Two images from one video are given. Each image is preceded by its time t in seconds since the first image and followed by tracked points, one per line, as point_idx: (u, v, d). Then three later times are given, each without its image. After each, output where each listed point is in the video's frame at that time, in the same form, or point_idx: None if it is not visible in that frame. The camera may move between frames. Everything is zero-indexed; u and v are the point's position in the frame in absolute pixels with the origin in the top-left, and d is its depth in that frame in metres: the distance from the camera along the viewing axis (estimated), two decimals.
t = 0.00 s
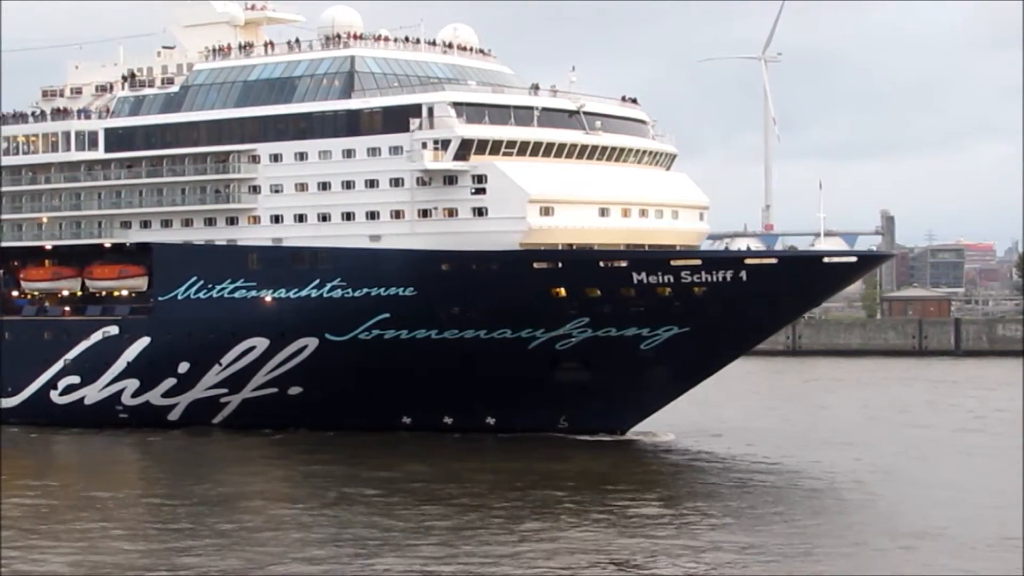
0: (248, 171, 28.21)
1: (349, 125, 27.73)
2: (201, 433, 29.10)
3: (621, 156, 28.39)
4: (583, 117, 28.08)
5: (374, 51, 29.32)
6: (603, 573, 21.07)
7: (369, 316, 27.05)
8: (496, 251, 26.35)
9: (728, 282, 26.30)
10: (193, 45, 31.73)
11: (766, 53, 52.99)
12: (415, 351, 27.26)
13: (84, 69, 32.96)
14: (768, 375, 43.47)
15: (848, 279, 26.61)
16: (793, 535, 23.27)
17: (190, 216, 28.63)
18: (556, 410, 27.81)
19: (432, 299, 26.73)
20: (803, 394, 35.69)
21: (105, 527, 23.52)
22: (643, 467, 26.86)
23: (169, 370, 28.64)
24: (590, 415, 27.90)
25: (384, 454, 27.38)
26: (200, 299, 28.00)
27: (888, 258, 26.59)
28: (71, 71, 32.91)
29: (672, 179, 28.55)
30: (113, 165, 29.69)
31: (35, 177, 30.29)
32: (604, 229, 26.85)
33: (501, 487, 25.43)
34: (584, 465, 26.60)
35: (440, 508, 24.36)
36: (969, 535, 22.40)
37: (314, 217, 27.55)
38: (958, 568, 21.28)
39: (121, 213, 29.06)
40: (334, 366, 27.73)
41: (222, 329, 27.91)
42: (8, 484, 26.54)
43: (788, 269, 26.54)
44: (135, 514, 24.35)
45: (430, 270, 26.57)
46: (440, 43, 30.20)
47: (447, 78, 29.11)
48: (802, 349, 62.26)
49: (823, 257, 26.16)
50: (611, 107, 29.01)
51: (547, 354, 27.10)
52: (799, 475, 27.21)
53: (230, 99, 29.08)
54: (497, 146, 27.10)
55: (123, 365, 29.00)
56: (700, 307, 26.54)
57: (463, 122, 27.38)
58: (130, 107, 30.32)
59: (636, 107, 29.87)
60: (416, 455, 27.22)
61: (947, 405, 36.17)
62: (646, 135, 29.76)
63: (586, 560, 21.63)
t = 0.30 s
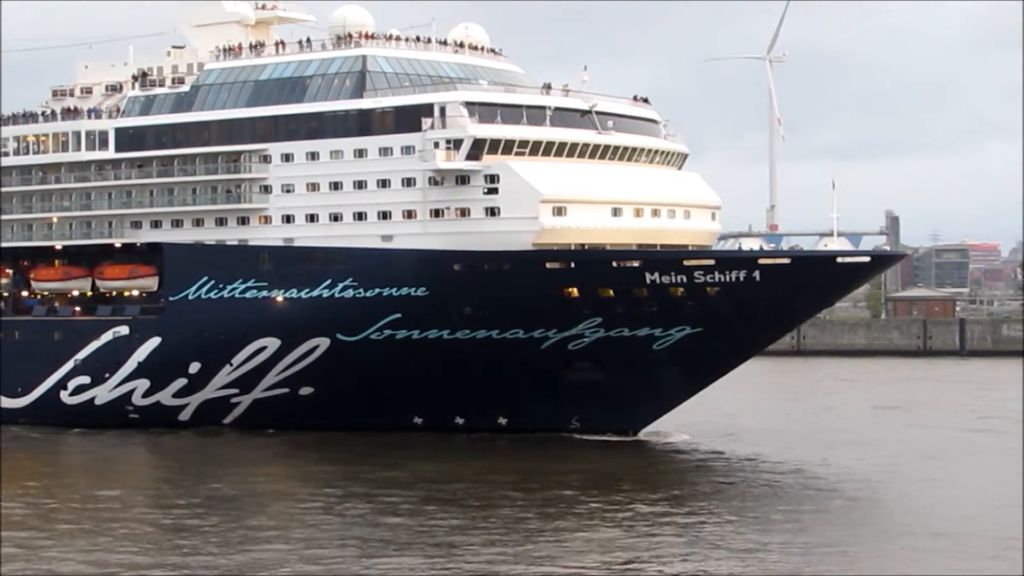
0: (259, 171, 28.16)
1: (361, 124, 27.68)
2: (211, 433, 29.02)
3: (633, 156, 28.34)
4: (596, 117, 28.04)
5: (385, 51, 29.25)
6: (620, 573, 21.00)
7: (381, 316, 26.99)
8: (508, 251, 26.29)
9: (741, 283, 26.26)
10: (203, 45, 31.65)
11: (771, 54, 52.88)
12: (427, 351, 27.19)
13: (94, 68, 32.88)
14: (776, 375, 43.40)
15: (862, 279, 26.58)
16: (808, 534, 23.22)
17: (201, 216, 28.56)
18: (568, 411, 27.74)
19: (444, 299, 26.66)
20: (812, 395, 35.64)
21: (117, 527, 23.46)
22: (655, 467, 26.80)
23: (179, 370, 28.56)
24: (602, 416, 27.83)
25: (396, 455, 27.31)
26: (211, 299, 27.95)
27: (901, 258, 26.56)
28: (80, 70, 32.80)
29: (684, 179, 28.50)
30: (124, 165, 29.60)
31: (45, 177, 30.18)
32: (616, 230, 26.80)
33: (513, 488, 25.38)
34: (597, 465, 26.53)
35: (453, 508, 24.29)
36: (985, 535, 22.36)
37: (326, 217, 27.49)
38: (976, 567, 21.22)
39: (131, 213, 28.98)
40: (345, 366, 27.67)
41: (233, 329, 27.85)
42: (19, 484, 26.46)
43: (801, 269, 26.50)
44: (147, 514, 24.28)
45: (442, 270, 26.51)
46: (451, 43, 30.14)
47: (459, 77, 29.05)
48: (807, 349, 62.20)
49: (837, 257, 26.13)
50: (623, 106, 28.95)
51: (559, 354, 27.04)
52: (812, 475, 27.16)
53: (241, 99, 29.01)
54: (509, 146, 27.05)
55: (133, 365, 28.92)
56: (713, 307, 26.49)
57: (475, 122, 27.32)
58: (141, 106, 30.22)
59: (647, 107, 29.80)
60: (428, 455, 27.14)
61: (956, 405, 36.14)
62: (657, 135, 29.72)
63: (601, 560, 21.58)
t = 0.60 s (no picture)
0: (271, 171, 28.10)
1: (373, 124, 27.62)
2: (222, 433, 28.95)
3: (645, 156, 28.29)
4: (608, 117, 27.99)
5: (397, 50, 29.18)
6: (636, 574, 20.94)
7: (393, 316, 26.93)
8: (521, 251, 26.24)
9: (755, 283, 26.21)
10: (214, 45, 31.56)
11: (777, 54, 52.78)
12: (440, 351, 27.13)
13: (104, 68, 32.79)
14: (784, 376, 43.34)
15: (875, 279, 26.53)
16: (822, 535, 23.17)
17: (212, 216, 28.51)
18: (580, 411, 27.67)
19: (457, 299, 26.61)
20: (822, 395, 35.59)
21: (130, 528, 23.41)
22: (668, 467, 26.74)
23: (191, 370, 28.50)
24: (615, 416, 27.76)
25: (408, 455, 27.24)
26: (223, 299, 27.88)
27: (915, 258, 26.51)
28: (90, 70, 32.71)
29: (696, 178, 28.45)
30: (135, 165, 29.53)
31: (56, 177, 30.11)
32: (629, 230, 26.74)
33: (526, 488, 25.33)
34: (610, 466, 26.48)
35: (467, 508, 24.23)
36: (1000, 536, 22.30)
37: (338, 217, 27.43)
38: (993, 568, 21.17)
39: (142, 213, 28.93)
40: (357, 366, 27.60)
41: (244, 329, 27.79)
42: (31, 485, 26.41)
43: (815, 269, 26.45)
44: (160, 514, 24.23)
45: (455, 270, 26.45)
46: (463, 43, 30.07)
47: (471, 77, 28.99)
48: (813, 350, 62.11)
49: (851, 257, 26.08)
50: (635, 106, 28.88)
51: (572, 354, 26.98)
52: (824, 476, 27.11)
53: (253, 99, 28.93)
54: (521, 146, 26.99)
55: (144, 365, 28.86)
56: (727, 307, 26.44)
57: (488, 122, 27.26)
58: (151, 106, 30.15)
59: (659, 106, 29.73)
60: (440, 456, 27.08)
61: (966, 405, 36.09)
62: (669, 135, 29.67)
63: (617, 561, 21.54)
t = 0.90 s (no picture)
0: (284, 171, 28.05)
1: (387, 124, 27.55)
2: (235, 434, 28.88)
3: (659, 156, 28.24)
4: (622, 117, 27.94)
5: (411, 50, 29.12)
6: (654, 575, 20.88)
7: (407, 316, 26.88)
8: (536, 251, 26.18)
9: (770, 283, 26.17)
10: (226, 44, 31.48)
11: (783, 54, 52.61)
12: (453, 352, 27.07)
13: (116, 68, 32.71)
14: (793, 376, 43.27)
15: (891, 279, 26.48)
16: (839, 534, 23.11)
17: (225, 216, 28.46)
18: (594, 411, 27.60)
19: (471, 298, 26.55)
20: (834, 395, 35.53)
21: (146, 528, 23.35)
22: (683, 468, 26.67)
23: (204, 370, 28.44)
24: (630, 416, 27.67)
25: (423, 455, 27.18)
26: (236, 299, 27.83)
27: (931, 257, 26.46)
28: (102, 69, 32.61)
29: (711, 178, 28.39)
30: (148, 164, 29.47)
31: (68, 177, 30.04)
32: (644, 229, 26.69)
33: (541, 488, 25.26)
34: (625, 466, 26.42)
35: (483, 509, 24.17)
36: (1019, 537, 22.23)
37: (352, 217, 27.38)
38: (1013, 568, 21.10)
39: (155, 213, 28.88)
40: (371, 367, 27.54)
41: (258, 329, 27.73)
42: (44, 485, 26.35)
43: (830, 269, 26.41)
44: (175, 514, 24.18)
45: (470, 270, 26.40)
46: (476, 42, 30.00)
47: (484, 77, 28.92)
48: (819, 350, 62.04)
49: (866, 257, 26.03)
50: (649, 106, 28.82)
51: (586, 354, 26.92)
52: (839, 476, 27.06)
53: (266, 99, 28.86)
54: (536, 145, 26.93)
55: (157, 366, 28.80)
56: (742, 307, 26.39)
57: (502, 121, 27.20)
58: (164, 106, 30.08)
59: (673, 106, 29.67)
60: (455, 456, 27.01)
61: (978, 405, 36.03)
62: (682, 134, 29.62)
63: (635, 560, 21.48)
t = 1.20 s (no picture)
0: (297, 170, 27.99)
1: (401, 124, 27.49)
2: (247, 434, 28.81)
3: (673, 155, 28.17)
4: (636, 116, 27.89)
5: (424, 49, 29.05)
6: None
7: (421, 316, 26.80)
8: (551, 251, 26.11)
9: (785, 283, 26.11)
10: (239, 44, 31.41)
11: (789, 54, 52.52)
12: (467, 352, 27.00)
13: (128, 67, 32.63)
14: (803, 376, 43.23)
15: (906, 279, 26.41)
16: (857, 534, 23.04)
17: (238, 216, 28.40)
18: (609, 411, 27.53)
19: (485, 298, 26.48)
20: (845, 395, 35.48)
21: (161, 531, 23.29)
22: (698, 468, 26.60)
23: (217, 371, 28.36)
24: (644, 416, 27.60)
25: (436, 455, 27.10)
26: (249, 299, 27.75)
27: (946, 257, 26.38)
28: (113, 69, 32.53)
29: (725, 178, 28.32)
30: (160, 164, 29.43)
31: (80, 177, 29.97)
32: (658, 229, 26.63)
33: (556, 488, 25.19)
34: (640, 467, 26.35)
35: (498, 509, 24.09)
36: None
37: (365, 217, 27.32)
38: None
39: (167, 213, 28.84)
40: (384, 367, 27.46)
41: (270, 329, 27.66)
42: (58, 487, 26.29)
43: (846, 269, 26.33)
44: (190, 515, 24.11)
45: (484, 270, 26.33)
46: (490, 41, 29.93)
47: (498, 76, 28.86)
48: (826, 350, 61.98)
49: (882, 257, 25.96)
50: (663, 105, 28.76)
51: (600, 354, 26.85)
52: (854, 476, 27.00)
53: (279, 99, 28.78)
54: (550, 145, 26.87)
55: (170, 366, 28.73)
56: (757, 307, 26.32)
57: (516, 121, 27.13)
58: (176, 106, 30.02)
59: (686, 105, 29.60)
60: (469, 457, 26.93)
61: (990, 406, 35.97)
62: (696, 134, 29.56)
63: (653, 562, 21.41)
